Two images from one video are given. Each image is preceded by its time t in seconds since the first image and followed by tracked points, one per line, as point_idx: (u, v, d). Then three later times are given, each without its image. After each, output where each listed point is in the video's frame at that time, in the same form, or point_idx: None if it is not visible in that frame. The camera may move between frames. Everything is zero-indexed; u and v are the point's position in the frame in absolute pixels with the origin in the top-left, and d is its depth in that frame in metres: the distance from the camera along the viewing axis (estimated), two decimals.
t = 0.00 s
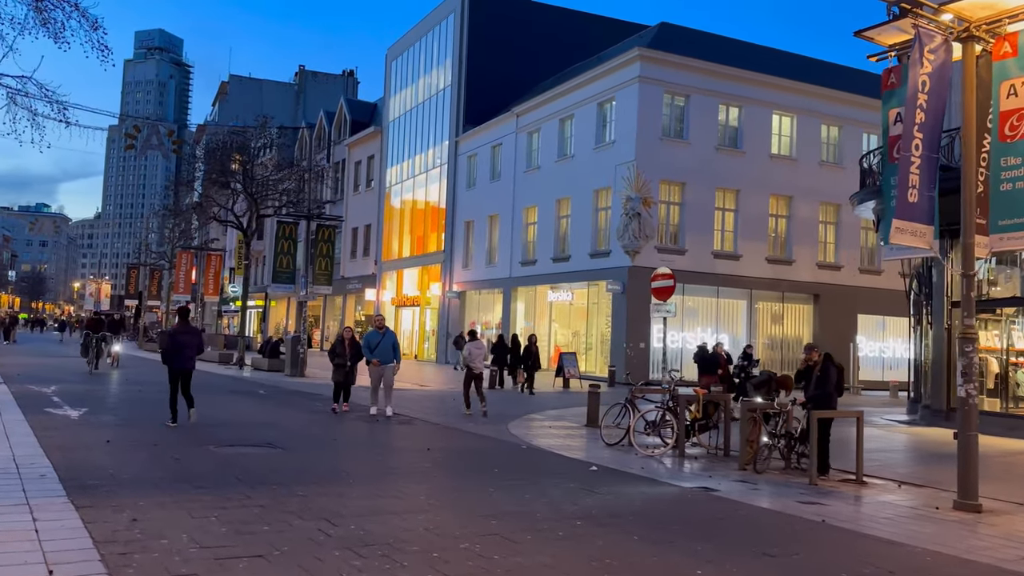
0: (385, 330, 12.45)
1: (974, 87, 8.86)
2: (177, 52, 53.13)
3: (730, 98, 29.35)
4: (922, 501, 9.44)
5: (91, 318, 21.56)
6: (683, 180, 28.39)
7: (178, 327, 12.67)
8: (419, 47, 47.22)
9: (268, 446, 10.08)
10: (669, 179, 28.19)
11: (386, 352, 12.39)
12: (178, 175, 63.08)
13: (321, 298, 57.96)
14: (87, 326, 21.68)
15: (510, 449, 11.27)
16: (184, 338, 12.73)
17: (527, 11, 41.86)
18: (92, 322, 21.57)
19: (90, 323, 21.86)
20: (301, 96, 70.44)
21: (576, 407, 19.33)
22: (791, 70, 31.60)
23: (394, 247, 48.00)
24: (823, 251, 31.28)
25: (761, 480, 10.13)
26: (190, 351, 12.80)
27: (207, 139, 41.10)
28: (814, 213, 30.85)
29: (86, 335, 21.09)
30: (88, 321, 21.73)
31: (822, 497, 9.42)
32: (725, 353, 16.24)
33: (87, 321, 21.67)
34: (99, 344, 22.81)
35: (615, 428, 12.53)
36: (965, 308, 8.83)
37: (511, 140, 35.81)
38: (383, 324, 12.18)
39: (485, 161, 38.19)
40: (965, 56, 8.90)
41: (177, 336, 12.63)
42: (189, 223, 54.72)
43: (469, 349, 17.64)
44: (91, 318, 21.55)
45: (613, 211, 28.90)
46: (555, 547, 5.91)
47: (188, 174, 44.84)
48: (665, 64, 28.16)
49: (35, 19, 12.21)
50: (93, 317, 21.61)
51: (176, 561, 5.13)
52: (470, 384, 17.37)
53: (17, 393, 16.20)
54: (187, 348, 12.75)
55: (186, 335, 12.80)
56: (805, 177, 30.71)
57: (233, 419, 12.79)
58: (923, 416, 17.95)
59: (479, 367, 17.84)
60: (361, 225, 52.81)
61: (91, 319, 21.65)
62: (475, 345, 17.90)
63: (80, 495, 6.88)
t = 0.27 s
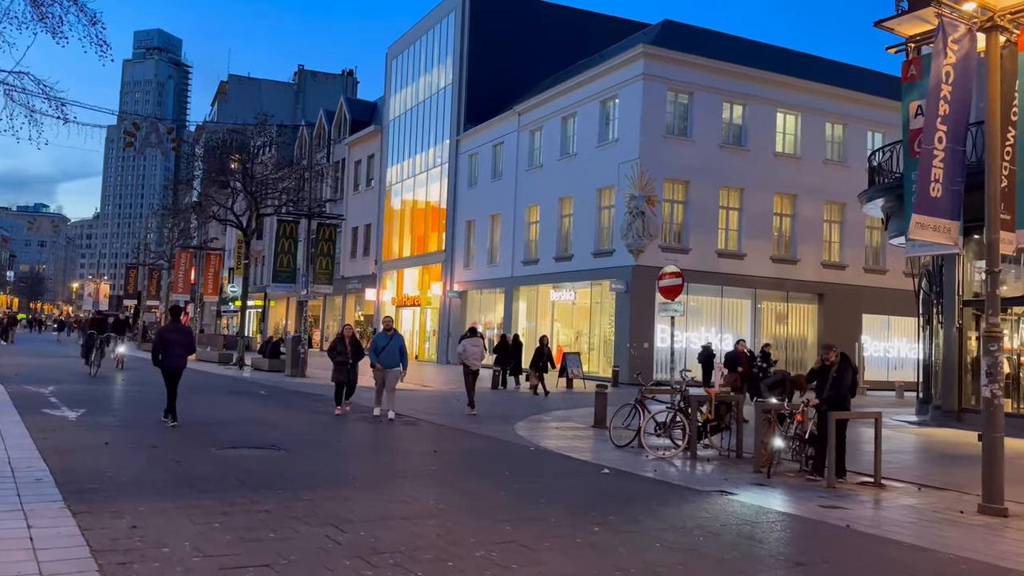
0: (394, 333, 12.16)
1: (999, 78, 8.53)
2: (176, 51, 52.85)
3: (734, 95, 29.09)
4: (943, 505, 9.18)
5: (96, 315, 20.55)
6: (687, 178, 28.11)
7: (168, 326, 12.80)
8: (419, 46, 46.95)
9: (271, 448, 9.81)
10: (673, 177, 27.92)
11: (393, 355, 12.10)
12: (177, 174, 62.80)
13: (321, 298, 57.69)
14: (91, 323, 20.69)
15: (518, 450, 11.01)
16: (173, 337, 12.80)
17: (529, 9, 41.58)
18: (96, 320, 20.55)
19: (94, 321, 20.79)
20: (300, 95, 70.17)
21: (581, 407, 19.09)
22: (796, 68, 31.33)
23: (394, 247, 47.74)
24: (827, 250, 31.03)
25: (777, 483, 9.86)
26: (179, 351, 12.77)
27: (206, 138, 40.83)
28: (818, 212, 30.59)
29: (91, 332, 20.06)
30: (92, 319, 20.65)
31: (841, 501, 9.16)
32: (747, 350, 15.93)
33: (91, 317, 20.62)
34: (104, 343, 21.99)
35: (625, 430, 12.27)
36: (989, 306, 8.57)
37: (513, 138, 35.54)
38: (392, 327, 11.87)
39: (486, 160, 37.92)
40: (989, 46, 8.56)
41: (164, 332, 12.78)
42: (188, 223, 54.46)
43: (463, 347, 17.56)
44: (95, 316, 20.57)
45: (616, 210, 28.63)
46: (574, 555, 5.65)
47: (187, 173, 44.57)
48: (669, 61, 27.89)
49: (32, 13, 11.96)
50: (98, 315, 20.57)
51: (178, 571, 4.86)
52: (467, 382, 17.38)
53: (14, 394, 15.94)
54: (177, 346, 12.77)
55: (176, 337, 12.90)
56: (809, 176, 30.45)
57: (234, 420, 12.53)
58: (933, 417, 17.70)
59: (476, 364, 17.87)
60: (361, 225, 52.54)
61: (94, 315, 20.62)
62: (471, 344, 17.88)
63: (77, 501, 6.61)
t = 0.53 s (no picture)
0: (405, 333, 11.89)
1: None
2: (177, 52, 52.61)
3: (741, 94, 28.81)
4: (970, 513, 8.89)
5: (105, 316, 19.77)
6: (694, 178, 27.81)
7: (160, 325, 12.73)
8: (421, 45, 46.72)
9: (277, 455, 9.54)
10: (680, 177, 27.63)
11: (404, 356, 11.83)
12: (178, 175, 62.57)
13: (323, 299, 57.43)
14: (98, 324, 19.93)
15: (530, 457, 10.72)
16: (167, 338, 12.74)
17: (532, 8, 41.31)
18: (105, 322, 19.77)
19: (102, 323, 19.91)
20: (301, 96, 69.97)
21: (588, 410, 18.83)
22: (803, 67, 31.05)
23: (396, 247, 47.48)
24: (834, 251, 30.74)
25: (797, 491, 9.57)
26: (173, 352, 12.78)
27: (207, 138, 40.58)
28: (825, 212, 30.30)
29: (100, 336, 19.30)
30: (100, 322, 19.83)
31: (865, 509, 8.86)
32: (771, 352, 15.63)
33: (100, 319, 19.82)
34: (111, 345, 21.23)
35: (638, 435, 11.99)
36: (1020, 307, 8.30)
37: (517, 138, 35.26)
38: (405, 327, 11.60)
39: (490, 160, 37.63)
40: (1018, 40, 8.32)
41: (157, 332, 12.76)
42: (189, 224, 54.22)
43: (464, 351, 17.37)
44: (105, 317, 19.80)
45: (622, 210, 28.32)
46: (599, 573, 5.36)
47: (188, 174, 44.30)
48: (675, 60, 27.61)
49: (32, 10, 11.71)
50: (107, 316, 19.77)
51: None
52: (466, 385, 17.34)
53: (13, 398, 15.66)
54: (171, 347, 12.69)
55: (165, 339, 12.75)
56: (816, 176, 30.18)
57: (238, 424, 12.25)
58: (947, 420, 17.41)
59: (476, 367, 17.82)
60: (363, 225, 52.29)
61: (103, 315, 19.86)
62: (470, 347, 17.82)
63: (77, 513, 6.33)
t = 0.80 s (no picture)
0: (417, 334, 11.66)
1: None
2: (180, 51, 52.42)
3: (750, 92, 28.53)
4: (1001, 519, 8.62)
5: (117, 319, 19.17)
6: (702, 176, 27.52)
7: (158, 324, 12.71)
8: (426, 44, 46.49)
9: (287, 458, 9.31)
10: (688, 176, 27.34)
11: (416, 357, 11.62)
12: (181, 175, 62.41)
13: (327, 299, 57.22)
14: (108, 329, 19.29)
15: (544, 460, 10.47)
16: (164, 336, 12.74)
17: (538, 6, 41.00)
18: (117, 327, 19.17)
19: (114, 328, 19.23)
20: (305, 96, 69.81)
21: (597, 411, 18.59)
22: (812, 64, 30.75)
23: (401, 247, 47.24)
24: (844, 250, 30.45)
25: (820, 496, 9.31)
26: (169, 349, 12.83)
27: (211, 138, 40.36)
28: (835, 211, 30.00)
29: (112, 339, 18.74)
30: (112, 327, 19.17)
31: (892, 515, 8.60)
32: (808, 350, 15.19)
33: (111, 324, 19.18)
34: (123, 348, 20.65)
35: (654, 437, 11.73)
36: None
37: (522, 137, 34.99)
38: (417, 328, 11.37)
39: (495, 159, 37.35)
40: None
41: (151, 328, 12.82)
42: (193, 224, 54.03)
43: (466, 349, 17.14)
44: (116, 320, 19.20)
45: (629, 209, 28.03)
46: None
47: (192, 173, 44.09)
48: (683, 57, 27.33)
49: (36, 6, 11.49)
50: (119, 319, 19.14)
51: None
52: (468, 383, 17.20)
53: (16, 399, 15.44)
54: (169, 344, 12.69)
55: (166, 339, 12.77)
56: (826, 174, 29.88)
57: (246, 426, 12.01)
58: (964, 422, 17.12)
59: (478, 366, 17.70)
60: (367, 225, 52.06)
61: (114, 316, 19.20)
62: (473, 344, 17.68)
63: (82, 521, 6.08)
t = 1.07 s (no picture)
0: (429, 337, 11.42)
1: None
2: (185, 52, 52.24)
3: (761, 89, 28.23)
4: None
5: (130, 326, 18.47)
6: (714, 175, 27.22)
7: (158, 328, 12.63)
8: (432, 43, 46.24)
9: (298, 463, 9.08)
10: (699, 174, 27.03)
11: (430, 358, 11.42)
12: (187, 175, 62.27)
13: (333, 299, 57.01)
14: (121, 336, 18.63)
15: (561, 463, 10.23)
16: (163, 336, 12.77)
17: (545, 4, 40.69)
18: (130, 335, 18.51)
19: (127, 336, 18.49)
20: (310, 95, 69.61)
21: (609, 413, 18.34)
22: (824, 61, 30.42)
23: (408, 247, 47.01)
24: (857, 249, 30.13)
25: (848, 500, 9.05)
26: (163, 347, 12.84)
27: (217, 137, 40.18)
28: (848, 209, 29.67)
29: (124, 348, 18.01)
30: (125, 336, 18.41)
31: (925, 520, 8.33)
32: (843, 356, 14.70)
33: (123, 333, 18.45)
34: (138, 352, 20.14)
35: (673, 441, 11.48)
36: None
37: (531, 136, 34.71)
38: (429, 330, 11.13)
39: (503, 158, 37.07)
40: None
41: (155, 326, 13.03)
42: (199, 224, 53.88)
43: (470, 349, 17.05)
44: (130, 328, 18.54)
45: (639, 208, 27.71)
46: None
47: (198, 173, 43.92)
48: (695, 55, 27.06)
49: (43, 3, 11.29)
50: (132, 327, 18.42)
51: None
52: (472, 384, 17.07)
53: (23, 401, 15.22)
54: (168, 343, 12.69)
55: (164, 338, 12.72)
56: (838, 173, 29.55)
57: (255, 430, 11.78)
58: (985, 424, 16.81)
59: (482, 366, 17.58)
60: (373, 225, 51.84)
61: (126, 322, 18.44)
62: (475, 345, 17.51)
63: (91, 530, 5.86)
